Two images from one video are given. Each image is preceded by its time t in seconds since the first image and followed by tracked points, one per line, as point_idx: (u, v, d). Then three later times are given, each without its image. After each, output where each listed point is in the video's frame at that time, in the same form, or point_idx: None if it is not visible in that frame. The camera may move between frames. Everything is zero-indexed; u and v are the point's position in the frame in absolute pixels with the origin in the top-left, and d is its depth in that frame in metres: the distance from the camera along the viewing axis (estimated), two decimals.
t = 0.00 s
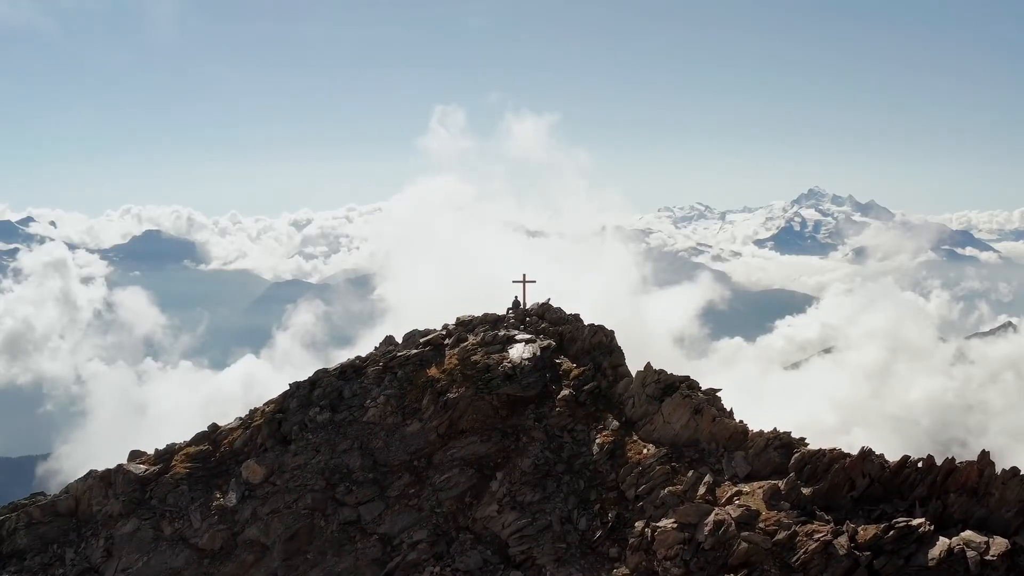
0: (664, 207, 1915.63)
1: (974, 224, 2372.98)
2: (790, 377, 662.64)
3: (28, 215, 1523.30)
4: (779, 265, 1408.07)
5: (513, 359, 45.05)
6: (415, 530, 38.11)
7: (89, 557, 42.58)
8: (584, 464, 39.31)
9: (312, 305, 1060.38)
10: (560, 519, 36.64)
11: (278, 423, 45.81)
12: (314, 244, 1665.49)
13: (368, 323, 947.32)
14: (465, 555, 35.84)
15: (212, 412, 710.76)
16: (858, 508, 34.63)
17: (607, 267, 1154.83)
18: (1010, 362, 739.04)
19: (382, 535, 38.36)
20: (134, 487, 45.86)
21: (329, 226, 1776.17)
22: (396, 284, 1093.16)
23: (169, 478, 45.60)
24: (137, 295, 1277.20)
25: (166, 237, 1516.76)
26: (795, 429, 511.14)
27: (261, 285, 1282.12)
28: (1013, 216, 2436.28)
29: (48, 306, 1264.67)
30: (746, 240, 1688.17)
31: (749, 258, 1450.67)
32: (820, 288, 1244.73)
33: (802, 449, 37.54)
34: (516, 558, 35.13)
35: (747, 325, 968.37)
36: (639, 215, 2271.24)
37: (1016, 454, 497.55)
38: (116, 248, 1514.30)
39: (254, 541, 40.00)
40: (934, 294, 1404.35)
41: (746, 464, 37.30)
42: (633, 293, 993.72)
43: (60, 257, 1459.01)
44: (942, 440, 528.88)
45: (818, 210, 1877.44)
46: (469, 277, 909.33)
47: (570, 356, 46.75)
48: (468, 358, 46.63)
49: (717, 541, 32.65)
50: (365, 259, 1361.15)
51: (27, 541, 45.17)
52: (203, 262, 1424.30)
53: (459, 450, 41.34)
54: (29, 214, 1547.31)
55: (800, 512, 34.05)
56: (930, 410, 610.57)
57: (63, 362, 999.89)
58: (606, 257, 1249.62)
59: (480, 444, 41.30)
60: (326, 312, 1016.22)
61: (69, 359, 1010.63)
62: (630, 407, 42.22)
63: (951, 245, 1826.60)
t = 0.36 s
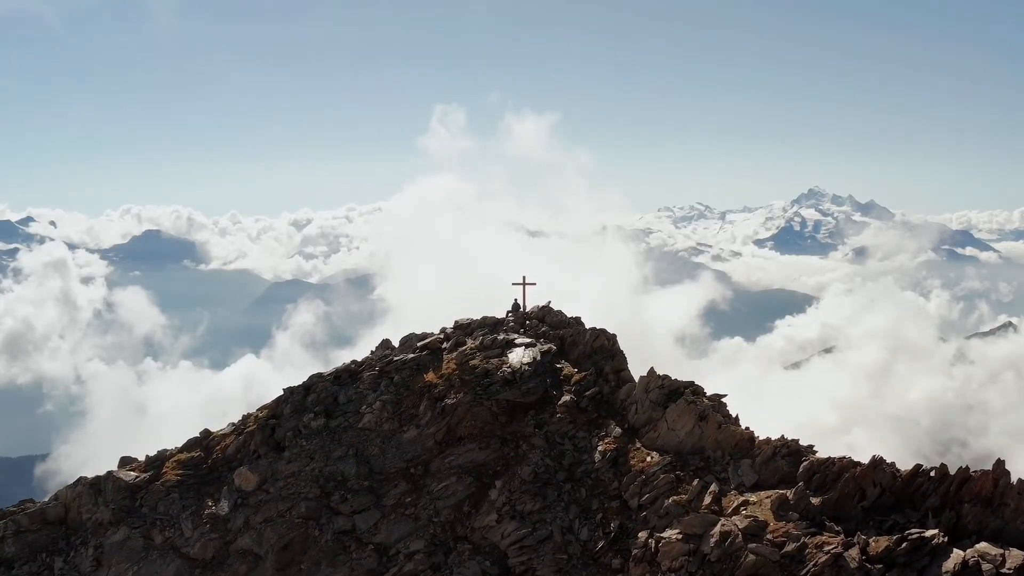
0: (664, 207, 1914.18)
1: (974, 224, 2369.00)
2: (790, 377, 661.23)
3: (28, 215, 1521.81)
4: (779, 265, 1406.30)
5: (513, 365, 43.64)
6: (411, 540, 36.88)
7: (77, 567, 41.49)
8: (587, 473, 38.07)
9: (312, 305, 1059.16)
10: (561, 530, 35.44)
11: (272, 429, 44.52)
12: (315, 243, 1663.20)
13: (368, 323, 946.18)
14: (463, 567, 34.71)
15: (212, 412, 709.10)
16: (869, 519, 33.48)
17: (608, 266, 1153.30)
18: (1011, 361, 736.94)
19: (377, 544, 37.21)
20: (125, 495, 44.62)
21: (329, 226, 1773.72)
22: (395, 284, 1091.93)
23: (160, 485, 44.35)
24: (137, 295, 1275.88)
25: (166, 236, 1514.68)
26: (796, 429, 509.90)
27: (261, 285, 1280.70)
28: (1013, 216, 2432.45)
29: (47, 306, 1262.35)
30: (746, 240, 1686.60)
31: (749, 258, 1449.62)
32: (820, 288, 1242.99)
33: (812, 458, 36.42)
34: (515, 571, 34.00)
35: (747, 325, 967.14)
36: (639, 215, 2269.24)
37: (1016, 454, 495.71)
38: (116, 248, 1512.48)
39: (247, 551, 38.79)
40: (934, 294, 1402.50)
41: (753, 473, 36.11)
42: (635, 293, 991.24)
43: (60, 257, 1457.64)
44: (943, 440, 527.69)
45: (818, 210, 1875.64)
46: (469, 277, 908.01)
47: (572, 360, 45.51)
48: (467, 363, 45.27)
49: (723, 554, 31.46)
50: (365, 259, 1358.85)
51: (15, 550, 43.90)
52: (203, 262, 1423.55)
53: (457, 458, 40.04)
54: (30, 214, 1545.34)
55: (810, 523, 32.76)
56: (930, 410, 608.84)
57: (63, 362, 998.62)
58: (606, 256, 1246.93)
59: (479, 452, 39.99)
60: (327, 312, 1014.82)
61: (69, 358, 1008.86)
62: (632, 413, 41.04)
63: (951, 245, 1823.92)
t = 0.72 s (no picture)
0: (664, 207, 1912.32)
1: (974, 224, 2365.73)
2: (790, 377, 660.22)
3: (28, 216, 1519.38)
4: (779, 265, 1405.50)
5: (512, 370, 42.42)
6: (408, 551, 35.63)
7: None
8: (588, 483, 36.88)
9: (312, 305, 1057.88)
10: (561, 541, 34.21)
11: (265, 435, 43.24)
12: (315, 243, 1661.22)
13: (368, 323, 944.82)
14: None
15: (212, 412, 708.11)
16: (879, 530, 32.38)
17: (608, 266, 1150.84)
18: (1011, 361, 735.12)
19: (372, 555, 36.01)
20: (114, 504, 43.47)
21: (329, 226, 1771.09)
22: (395, 284, 1089.95)
23: (150, 492, 43.14)
24: (136, 294, 1273.39)
25: (165, 236, 1511.93)
26: (797, 429, 508.46)
27: (261, 285, 1279.08)
28: (1012, 216, 2428.87)
29: (47, 306, 1261.05)
30: (746, 240, 1686.25)
31: (749, 258, 1448.98)
32: (820, 288, 1241.69)
33: (821, 468, 35.20)
34: None
35: (747, 325, 965.79)
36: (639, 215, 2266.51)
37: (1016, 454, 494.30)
38: (115, 248, 1510.12)
39: (239, 560, 37.66)
40: (934, 294, 1400.92)
41: (758, 482, 35.05)
42: (635, 293, 989.11)
43: (60, 257, 1455.86)
44: (943, 440, 526.70)
45: (818, 210, 1873.64)
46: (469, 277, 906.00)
47: (572, 364, 44.37)
48: (465, 367, 44.08)
49: (728, 568, 30.21)
50: (365, 259, 1356.66)
51: None
52: (203, 262, 1423.99)
53: (457, 465, 38.79)
54: (30, 214, 1543.18)
55: (818, 535, 31.63)
56: (930, 410, 607.63)
57: (63, 362, 998.20)
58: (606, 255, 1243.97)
59: (477, 460, 38.84)
60: (326, 312, 1013.34)
61: (69, 358, 1006.82)
62: (635, 420, 39.77)
63: (951, 245, 1821.47)
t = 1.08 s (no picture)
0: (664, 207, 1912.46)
1: (974, 225, 2362.57)
2: (790, 377, 659.13)
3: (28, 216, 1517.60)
4: (779, 265, 1404.13)
5: (512, 375, 41.15)
6: (403, 563, 34.39)
7: None
8: (591, 492, 35.49)
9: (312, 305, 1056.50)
10: (563, 552, 32.90)
11: (256, 442, 42.04)
12: (314, 243, 1659.55)
13: (368, 323, 943.52)
14: None
15: (212, 412, 707.57)
16: (892, 543, 31.08)
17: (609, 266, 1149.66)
18: (1011, 361, 732.77)
19: (366, 566, 34.74)
20: (103, 512, 42.16)
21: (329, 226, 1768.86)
22: (395, 284, 1088.67)
23: (140, 501, 41.85)
24: (136, 295, 1271.26)
25: (165, 236, 1510.54)
26: (798, 429, 506.86)
27: (261, 285, 1277.97)
28: (1012, 216, 2425.48)
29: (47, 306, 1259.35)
30: (746, 240, 1684.93)
31: (749, 258, 1447.71)
32: (820, 288, 1241.04)
33: (830, 476, 34.11)
34: None
35: (747, 325, 964.24)
36: (639, 215, 2264.69)
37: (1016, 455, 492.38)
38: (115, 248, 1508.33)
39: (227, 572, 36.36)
40: (934, 294, 1398.97)
41: (767, 492, 33.83)
42: (636, 292, 987.43)
43: (60, 257, 1453.92)
44: (943, 440, 525.51)
45: (818, 210, 1872.11)
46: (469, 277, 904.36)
47: (573, 369, 43.11)
48: (464, 372, 42.76)
49: None
50: (365, 259, 1354.46)
51: None
52: (203, 262, 1422.60)
53: (452, 475, 37.62)
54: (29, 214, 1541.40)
55: (830, 547, 30.25)
56: (930, 410, 605.99)
57: (63, 362, 996.68)
58: (606, 255, 1241.98)
59: (475, 468, 37.52)
60: (326, 312, 1012.18)
61: (69, 359, 1004.91)
62: (638, 428, 38.52)
63: (951, 245, 1819.09)
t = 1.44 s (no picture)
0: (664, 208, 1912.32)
1: (974, 224, 2359.97)
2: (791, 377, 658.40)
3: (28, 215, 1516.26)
4: (779, 265, 1403.46)
5: (511, 382, 39.67)
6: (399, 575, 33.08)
7: None
8: (593, 502, 34.17)
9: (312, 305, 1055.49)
10: (565, 564, 31.51)
11: (249, 450, 40.73)
12: (314, 243, 1658.51)
13: (368, 323, 942.69)
14: None
15: (211, 412, 706.81)
16: (906, 556, 29.87)
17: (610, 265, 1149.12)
18: (1012, 361, 730.93)
19: None
20: (92, 520, 40.94)
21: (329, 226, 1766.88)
22: (395, 284, 1087.87)
23: (130, 510, 40.61)
24: (136, 295, 1270.06)
25: (165, 236, 1509.11)
26: (798, 430, 505.46)
27: (261, 285, 1276.97)
28: (1012, 216, 2421.87)
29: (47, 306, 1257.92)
30: (746, 240, 1684.22)
31: (749, 258, 1447.41)
32: (820, 288, 1239.47)
33: (841, 487, 32.96)
34: None
35: (748, 325, 963.40)
36: (640, 215, 2263.54)
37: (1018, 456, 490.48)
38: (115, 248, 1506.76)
39: None
40: (934, 294, 1397.48)
41: (777, 501, 32.52)
42: (636, 292, 985.82)
43: (60, 257, 1453.56)
44: (944, 441, 523.94)
45: (818, 210, 1870.86)
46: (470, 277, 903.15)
47: (574, 374, 41.69)
48: (462, 379, 41.20)
49: None
50: (364, 259, 1353.06)
51: None
52: (203, 262, 1422.40)
53: (450, 482, 36.32)
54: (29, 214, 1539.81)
55: (841, 561, 28.99)
56: (930, 411, 604.73)
57: (63, 362, 995.46)
58: (607, 255, 1241.57)
59: (474, 477, 36.28)
60: (326, 312, 1011.41)
61: (68, 358, 1003.18)
62: (642, 435, 37.19)
63: (950, 245, 1816.72)
